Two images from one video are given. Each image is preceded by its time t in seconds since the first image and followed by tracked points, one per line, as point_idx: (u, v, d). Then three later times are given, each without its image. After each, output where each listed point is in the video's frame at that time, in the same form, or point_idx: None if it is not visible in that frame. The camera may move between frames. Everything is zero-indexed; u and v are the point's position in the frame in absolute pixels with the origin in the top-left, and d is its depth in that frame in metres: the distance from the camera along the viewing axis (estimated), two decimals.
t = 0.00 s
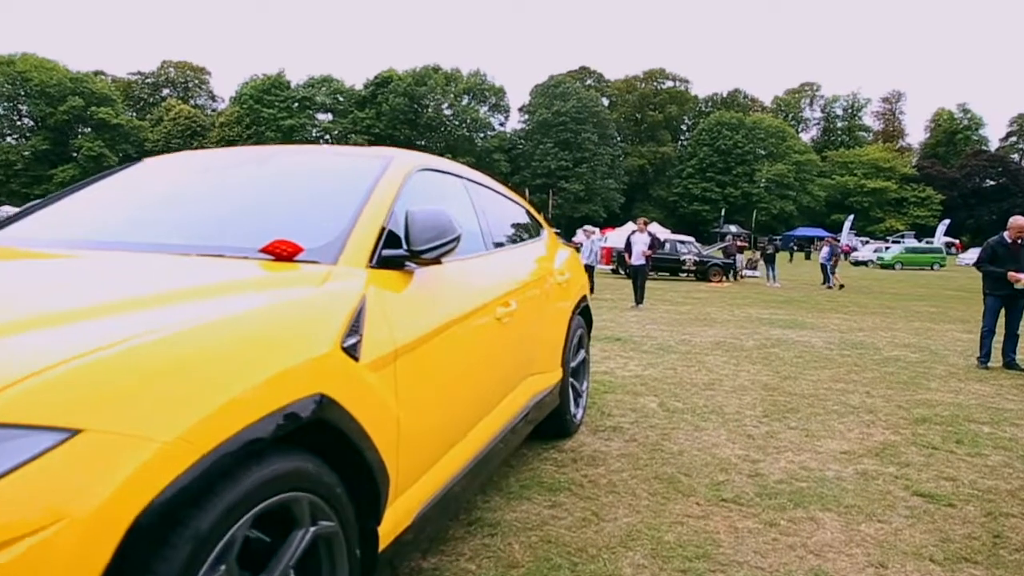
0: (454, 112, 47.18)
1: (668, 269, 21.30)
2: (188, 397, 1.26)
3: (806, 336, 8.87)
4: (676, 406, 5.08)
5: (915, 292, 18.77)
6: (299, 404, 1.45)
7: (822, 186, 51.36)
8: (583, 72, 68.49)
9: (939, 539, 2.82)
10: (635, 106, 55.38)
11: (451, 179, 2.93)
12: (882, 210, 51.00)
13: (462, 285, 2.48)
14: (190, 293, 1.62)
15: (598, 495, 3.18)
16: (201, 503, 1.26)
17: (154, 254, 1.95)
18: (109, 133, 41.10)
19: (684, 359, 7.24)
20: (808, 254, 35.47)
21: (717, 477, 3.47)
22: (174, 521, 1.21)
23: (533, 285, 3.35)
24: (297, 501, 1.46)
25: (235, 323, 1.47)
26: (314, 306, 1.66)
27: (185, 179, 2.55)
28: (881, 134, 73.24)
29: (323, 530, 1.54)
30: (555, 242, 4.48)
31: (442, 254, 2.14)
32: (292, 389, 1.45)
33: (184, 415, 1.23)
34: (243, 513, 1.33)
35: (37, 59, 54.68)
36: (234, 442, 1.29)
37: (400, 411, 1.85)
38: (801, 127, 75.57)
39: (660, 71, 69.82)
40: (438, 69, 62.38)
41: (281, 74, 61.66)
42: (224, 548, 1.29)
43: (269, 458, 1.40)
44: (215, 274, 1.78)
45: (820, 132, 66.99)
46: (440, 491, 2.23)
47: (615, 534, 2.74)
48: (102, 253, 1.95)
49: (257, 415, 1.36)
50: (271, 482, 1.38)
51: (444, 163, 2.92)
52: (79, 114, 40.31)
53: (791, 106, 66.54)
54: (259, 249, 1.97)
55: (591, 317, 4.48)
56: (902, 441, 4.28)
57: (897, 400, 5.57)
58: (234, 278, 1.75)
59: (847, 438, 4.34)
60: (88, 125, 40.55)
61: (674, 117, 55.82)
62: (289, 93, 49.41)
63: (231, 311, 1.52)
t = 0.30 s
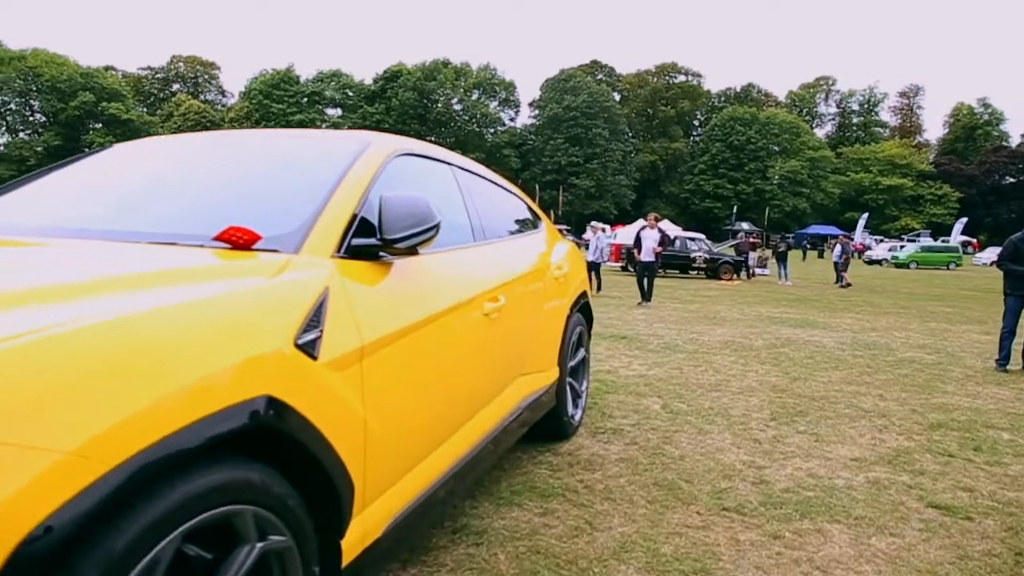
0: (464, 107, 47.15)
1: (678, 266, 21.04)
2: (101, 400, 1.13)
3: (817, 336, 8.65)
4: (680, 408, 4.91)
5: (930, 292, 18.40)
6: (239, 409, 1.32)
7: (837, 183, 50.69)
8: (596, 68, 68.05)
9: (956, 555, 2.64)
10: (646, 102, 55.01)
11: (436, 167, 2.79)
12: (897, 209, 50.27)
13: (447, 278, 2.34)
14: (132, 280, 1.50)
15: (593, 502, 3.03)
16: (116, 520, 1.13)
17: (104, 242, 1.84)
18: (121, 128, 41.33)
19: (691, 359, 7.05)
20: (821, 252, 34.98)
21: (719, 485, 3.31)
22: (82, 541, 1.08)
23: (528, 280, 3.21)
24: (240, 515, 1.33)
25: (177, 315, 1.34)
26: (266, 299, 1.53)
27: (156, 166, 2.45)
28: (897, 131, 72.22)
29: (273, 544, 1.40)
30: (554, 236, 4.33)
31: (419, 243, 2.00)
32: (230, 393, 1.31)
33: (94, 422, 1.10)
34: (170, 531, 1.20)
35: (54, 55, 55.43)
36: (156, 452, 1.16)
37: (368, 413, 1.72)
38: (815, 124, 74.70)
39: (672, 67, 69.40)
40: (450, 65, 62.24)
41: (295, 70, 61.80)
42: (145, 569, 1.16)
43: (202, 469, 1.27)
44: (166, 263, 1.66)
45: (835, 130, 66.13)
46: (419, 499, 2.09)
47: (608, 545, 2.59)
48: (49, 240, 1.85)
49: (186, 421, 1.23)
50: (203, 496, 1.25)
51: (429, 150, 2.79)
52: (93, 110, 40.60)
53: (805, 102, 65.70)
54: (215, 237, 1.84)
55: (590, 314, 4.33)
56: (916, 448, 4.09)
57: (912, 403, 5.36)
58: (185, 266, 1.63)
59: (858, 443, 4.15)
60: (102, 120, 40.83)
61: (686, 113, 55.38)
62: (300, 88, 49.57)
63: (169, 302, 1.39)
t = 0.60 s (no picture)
0: (475, 106, 47.19)
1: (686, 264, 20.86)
2: (12, 401, 1.01)
3: (825, 336, 8.47)
4: (681, 408, 4.77)
5: (940, 291, 18.15)
6: (179, 411, 1.20)
7: (847, 183, 50.23)
8: (605, 66, 67.68)
9: (970, 572, 2.50)
10: (656, 100, 54.77)
11: (424, 157, 2.65)
12: (907, 209, 49.78)
13: (433, 270, 2.22)
14: (75, 270, 1.39)
15: (587, 506, 2.90)
16: (29, 535, 1.02)
17: (53, 230, 1.71)
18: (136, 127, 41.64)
19: (695, 357, 6.89)
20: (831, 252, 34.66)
21: (719, 490, 3.17)
22: None
23: (523, 274, 3.08)
24: (180, 527, 1.22)
25: (116, 307, 1.23)
26: (220, 291, 1.41)
27: (125, 150, 2.30)
28: (908, 130, 71.51)
29: (220, 559, 1.29)
30: (552, 229, 4.18)
31: (398, 234, 1.86)
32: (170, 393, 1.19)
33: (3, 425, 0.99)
34: (96, 545, 1.09)
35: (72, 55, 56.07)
36: (75, 459, 1.05)
37: (338, 412, 1.60)
38: (826, 123, 74.15)
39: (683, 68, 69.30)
40: (460, 62, 62.09)
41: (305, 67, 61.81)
42: None
43: (135, 478, 1.16)
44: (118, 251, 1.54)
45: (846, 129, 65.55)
46: (397, 505, 1.95)
47: (600, 553, 2.46)
48: None
49: (116, 424, 1.11)
50: (135, 507, 1.14)
51: (417, 139, 2.65)
52: (110, 107, 41.00)
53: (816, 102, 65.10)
54: (173, 225, 1.71)
55: (590, 310, 4.18)
56: (927, 454, 3.93)
57: (923, 406, 5.20)
58: (138, 255, 1.51)
59: (866, 447, 4.00)
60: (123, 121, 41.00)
61: (696, 112, 55.11)
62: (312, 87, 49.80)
63: (107, 294, 1.27)
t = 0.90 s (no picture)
0: (484, 106, 47.18)
1: (691, 264, 20.69)
2: None
3: (830, 338, 8.30)
4: (680, 411, 4.62)
5: (947, 294, 17.93)
6: (94, 419, 1.06)
7: (855, 185, 49.85)
8: (613, 66, 67.43)
9: None
10: (664, 101, 54.56)
11: (405, 148, 2.51)
12: (915, 211, 49.38)
13: (408, 265, 2.08)
14: None
15: (575, 515, 2.75)
16: None
17: None
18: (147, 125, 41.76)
19: (696, 358, 6.73)
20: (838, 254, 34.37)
21: (716, 499, 3.03)
22: None
23: (513, 271, 2.94)
24: (94, 552, 1.10)
25: (26, 302, 1.09)
26: (154, 285, 1.27)
27: (81, 137, 2.15)
28: (917, 132, 71.00)
29: None
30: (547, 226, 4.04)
31: (365, 228, 1.72)
32: (85, 400, 1.06)
33: None
34: None
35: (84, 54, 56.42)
36: None
37: (289, 417, 1.47)
38: (835, 125, 73.70)
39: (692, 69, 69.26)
40: (467, 62, 61.96)
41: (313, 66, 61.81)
42: None
43: (38, 496, 1.02)
44: (48, 237, 1.40)
45: (855, 130, 65.08)
46: (364, 517, 1.81)
47: (586, 568, 2.31)
48: None
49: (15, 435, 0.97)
50: (36, 531, 1.01)
51: (398, 129, 2.50)
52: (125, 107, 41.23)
53: (825, 103, 64.64)
54: (113, 214, 1.56)
55: (585, 311, 4.02)
56: (935, 463, 3.77)
57: (930, 412, 5.03)
58: (68, 242, 1.37)
59: (871, 455, 3.84)
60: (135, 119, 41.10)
61: (704, 113, 54.91)
62: (321, 86, 49.89)
63: (20, 285, 1.13)
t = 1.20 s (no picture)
0: (487, 106, 47.05)
1: (693, 266, 20.52)
2: None
3: (832, 341, 8.13)
4: (676, 417, 4.46)
5: (950, 298, 17.73)
6: None
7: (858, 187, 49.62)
8: (616, 66, 67.30)
9: None
10: (667, 102, 54.39)
11: (377, 137, 2.36)
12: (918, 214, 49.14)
13: (376, 261, 1.95)
14: None
15: (561, 530, 2.60)
16: None
17: None
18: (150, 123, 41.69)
19: (694, 362, 6.57)
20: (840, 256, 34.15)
21: (711, 512, 2.87)
22: None
23: (498, 268, 2.80)
24: None
25: None
26: (64, 280, 1.13)
27: (29, 119, 2.02)
28: (920, 135, 70.72)
29: None
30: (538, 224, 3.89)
31: (321, 219, 1.60)
32: None
33: None
34: None
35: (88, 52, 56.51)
36: None
37: (233, 428, 1.34)
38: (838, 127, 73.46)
39: (695, 70, 69.09)
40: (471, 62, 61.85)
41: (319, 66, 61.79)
42: None
43: None
44: None
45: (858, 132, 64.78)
46: (325, 536, 1.67)
47: None
48: None
49: None
50: None
51: (370, 116, 2.36)
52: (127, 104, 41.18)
53: (828, 106, 64.23)
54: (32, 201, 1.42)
55: (577, 313, 3.88)
56: (941, 473, 3.61)
57: (935, 418, 4.87)
58: None
59: (874, 465, 3.68)
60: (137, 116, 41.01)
61: (707, 114, 54.75)
62: (324, 85, 49.84)
63: None
